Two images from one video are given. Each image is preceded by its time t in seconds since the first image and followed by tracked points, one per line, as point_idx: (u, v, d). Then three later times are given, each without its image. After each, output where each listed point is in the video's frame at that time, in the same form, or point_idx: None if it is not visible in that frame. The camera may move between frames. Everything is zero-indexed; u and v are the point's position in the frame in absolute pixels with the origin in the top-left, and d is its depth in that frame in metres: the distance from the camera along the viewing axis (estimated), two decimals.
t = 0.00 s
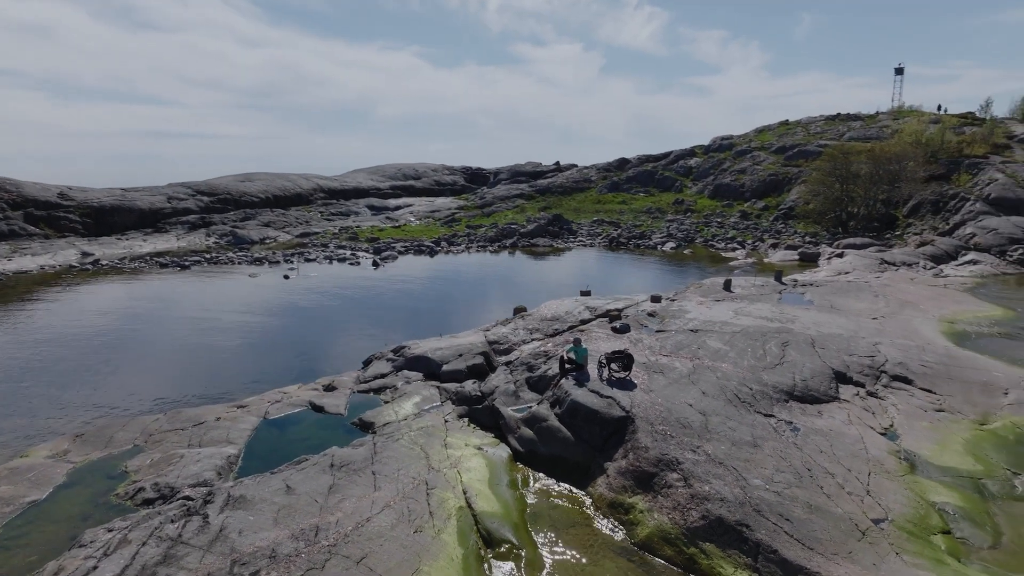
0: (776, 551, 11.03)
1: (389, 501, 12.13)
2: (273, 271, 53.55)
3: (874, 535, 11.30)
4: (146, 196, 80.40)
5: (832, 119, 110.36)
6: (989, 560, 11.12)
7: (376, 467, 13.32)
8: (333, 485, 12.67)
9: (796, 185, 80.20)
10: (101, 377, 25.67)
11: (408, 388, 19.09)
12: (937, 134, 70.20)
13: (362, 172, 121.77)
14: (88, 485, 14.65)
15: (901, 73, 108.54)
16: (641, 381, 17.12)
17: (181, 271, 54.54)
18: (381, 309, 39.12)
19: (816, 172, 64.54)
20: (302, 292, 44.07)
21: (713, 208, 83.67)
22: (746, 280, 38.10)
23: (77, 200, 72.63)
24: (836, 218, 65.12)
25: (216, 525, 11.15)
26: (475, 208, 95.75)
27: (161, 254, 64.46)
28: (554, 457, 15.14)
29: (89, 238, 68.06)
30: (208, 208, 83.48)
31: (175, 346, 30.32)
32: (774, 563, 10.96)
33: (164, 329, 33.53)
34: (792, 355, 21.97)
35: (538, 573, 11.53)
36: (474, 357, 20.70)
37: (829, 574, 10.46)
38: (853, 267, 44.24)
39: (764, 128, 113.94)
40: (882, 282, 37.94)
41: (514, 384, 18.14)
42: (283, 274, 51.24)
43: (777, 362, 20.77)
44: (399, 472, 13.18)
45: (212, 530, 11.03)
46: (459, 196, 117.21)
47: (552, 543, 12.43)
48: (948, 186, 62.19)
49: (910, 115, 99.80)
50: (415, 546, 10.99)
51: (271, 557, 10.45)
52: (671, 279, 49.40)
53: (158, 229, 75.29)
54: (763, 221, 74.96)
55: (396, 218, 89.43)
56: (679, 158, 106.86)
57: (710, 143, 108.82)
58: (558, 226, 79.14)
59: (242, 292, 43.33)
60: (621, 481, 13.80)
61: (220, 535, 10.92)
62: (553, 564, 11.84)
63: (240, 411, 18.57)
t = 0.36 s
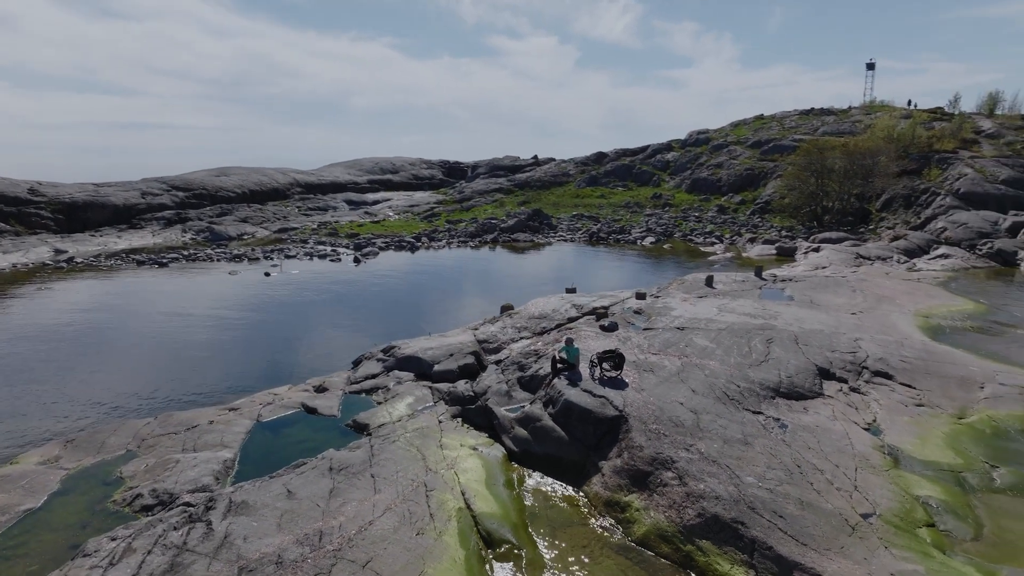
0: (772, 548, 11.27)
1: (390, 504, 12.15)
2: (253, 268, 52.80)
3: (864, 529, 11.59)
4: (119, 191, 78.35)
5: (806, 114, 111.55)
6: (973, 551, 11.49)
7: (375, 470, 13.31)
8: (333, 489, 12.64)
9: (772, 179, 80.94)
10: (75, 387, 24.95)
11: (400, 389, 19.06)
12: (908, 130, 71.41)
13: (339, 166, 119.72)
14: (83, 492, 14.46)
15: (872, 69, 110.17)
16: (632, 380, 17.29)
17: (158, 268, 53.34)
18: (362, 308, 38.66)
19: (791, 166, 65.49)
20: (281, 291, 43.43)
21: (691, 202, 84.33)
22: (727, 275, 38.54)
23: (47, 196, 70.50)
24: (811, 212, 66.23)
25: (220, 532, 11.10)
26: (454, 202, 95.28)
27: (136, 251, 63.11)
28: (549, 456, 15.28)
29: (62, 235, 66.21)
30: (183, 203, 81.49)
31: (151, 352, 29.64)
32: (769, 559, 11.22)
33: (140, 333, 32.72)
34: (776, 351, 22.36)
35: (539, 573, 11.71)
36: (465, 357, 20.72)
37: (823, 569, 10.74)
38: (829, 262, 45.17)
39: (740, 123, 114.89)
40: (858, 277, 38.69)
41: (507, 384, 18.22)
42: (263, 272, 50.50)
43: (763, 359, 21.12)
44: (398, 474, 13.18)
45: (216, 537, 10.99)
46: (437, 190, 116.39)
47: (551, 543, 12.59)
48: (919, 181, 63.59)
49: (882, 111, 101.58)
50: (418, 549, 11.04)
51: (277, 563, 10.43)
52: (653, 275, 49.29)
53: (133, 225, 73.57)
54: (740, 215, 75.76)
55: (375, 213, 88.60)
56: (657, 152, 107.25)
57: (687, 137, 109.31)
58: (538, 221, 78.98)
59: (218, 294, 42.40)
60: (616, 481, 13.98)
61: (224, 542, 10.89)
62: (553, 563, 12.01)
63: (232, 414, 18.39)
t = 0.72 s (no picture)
0: (772, 546, 11.47)
1: (396, 507, 12.19)
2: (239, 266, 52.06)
3: (859, 526, 11.82)
4: (98, 187, 76.15)
5: (787, 109, 112.44)
6: (963, 546, 11.79)
7: (379, 473, 13.33)
8: (339, 493, 12.64)
9: (754, 174, 81.47)
10: (57, 393, 24.31)
11: (397, 390, 19.05)
12: (886, 125, 72.19)
13: (321, 160, 117.83)
14: (86, 499, 14.34)
15: (851, 63, 111.27)
16: (628, 380, 17.42)
17: (142, 267, 52.25)
18: (349, 306, 38.40)
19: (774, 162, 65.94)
20: (267, 289, 42.85)
21: (675, 197, 84.72)
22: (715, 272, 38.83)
23: (25, 191, 67.93)
24: (793, 207, 66.76)
25: (230, 539, 11.10)
26: (438, 196, 94.81)
27: (116, 249, 61.64)
28: (548, 457, 15.40)
29: (40, 232, 64.58)
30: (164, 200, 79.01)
31: (139, 353, 29.13)
32: (770, 558, 11.41)
33: (122, 335, 31.99)
34: (767, 350, 22.62)
35: (543, 574, 11.86)
36: (461, 357, 20.75)
37: (822, 567, 10.96)
38: (813, 258, 45.76)
39: (721, 117, 115.49)
40: (842, 273, 39.17)
41: (504, 384, 18.29)
42: (249, 269, 49.79)
43: (754, 357, 21.40)
44: (402, 477, 13.21)
45: (227, 543, 10.98)
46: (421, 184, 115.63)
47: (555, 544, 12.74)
48: (899, 176, 64.60)
49: (860, 106, 102.81)
50: (426, 552, 11.11)
51: (288, 569, 10.45)
52: (639, 272, 49.27)
53: (113, 223, 71.49)
54: (723, 210, 76.24)
55: (359, 208, 87.82)
56: (639, 147, 107.54)
57: (670, 132, 109.68)
58: (524, 216, 78.67)
59: (201, 292, 41.65)
60: (617, 481, 14.13)
61: (235, 548, 10.89)
62: (557, 564, 12.16)
63: (229, 417, 18.26)
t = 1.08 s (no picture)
0: (780, 547, 11.60)
1: (409, 511, 12.23)
2: (233, 263, 51.58)
3: (864, 526, 11.97)
4: (87, 181, 74.78)
5: (777, 104, 112.68)
6: (964, 544, 11.96)
7: (390, 476, 13.36)
8: (351, 496, 12.67)
9: (745, 169, 81.60)
10: (52, 395, 24.06)
11: (401, 391, 19.08)
12: (876, 120, 72.53)
13: (313, 153, 116.28)
14: (97, 504, 14.32)
15: (841, 58, 111.40)
16: (632, 381, 17.50)
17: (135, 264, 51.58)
18: (345, 303, 38.26)
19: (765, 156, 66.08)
20: (260, 286, 42.52)
21: (667, 192, 84.72)
22: (710, 269, 38.92)
23: (13, 187, 66.56)
24: (785, 202, 66.80)
25: (247, 545, 11.14)
26: (430, 191, 94.42)
27: (107, 246, 60.85)
28: (554, 457, 15.50)
29: (30, 229, 63.62)
30: (155, 195, 77.90)
31: (129, 354, 28.75)
32: (778, 558, 11.53)
33: (114, 335, 31.60)
34: (767, 349, 22.75)
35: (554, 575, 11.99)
36: (465, 358, 20.78)
37: (830, 567, 11.09)
38: (806, 254, 46.03)
39: (712, 112, 115.47)
40: (836, 269, 39.36)
41: (509, 385, 18.34)
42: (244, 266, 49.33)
43: (754, 356, 21.53)
44: (412, 480, 13.25)
45: (245, 549, 11.03)
46: (413, 178, 115.11)
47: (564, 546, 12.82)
48: (889, 171, 65.03)
49: (850, 101, 103.26)
50: (440, 556, 11.18)
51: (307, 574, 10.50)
52: (632, 268, 49.34)
53: (105, 219, 70.56)
54: (715, 205, 76.33)
55: (350, 203, 87.32)
56: (631, 142, 107.42)
57: (662, 126, 109.60)
58: (517, 212, 78.40)
59: (193, 290, 41.21)
60: (624, 481, 14.24)
61: (253, 554, 10.94)
62: (567, 565, 12.28)
63: (235, 419, 18.22)
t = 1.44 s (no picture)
0: (787, 547, 11.72)
1: (421, 514, 12.27)
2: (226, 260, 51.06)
3: (867, 526, 12.10)
4: (75, 177, 73.70)
5: (766, 98, 113.07)
6: (964, 543, 12.14)
7: (399, 480, 13.38)
8: (363, 501, 12.69)
9: (735, 164, 81.83)
10: (49, 395, 23.93)
11: (405, 393, 19.09)
12: (864, 115, 72.90)
13: (302, 148, 115.36)
14: (107, 509, 14.28)
15: (830, 52, 111.55)
16: (635, 381, 17.58)
17: (127, 261, 50.86)
18: (338, 300, 38.01)
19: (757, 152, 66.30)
20: (254, 283, 42.12)
21: (658, 187, 84.88)
22: (704, 266, 39.09)
23: None
24: (775, 198, 67.40)
25: (263, 551, 11.16)
26: (421, 186, 94.07)
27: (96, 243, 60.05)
28: (560, 458, 15.56)
29: (19, 226, 62.74)
30: (144, 190, 77.05)
31: (122, 354, 28.44)
32: (785, 559, 11.66)
33: (105, 334, 31.16)
34: (765, 348, 22.91)
35: None
36: (467, 359, 20.80)
37: (836, 568, 11.22)
38: (798, 250, 46.37)
39: (702, 106, 115.58)
40: (828, 265, 39.62)
41: (512, 386, 18.39)
42: (237, 263, 48.82)
43: (753, 356, 21.68)
44: (422, 483, 13.28)
45: (261, 556, 11.06)
46: (403, 173, 114.60)
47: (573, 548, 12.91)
48: (878, 167, 65.51)
49: (838, 95, 103.79)
50: (452, 559, 11.25)
51: None
52: (624, 264, 49.59)
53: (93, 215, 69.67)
54: (706, 200, 76.49)
55: (341, 197, 86.80)
56: (622, 136, 107.40)
57: (652, 121, 109.58)
58: (509, 208, 78.08)
59: (186, 288, 40.69)
60: (631, 483, 14.33)
61: (269, 561, 10.98)
62: (576, 567, 12.38)
63: (239, 422, 18.17)
